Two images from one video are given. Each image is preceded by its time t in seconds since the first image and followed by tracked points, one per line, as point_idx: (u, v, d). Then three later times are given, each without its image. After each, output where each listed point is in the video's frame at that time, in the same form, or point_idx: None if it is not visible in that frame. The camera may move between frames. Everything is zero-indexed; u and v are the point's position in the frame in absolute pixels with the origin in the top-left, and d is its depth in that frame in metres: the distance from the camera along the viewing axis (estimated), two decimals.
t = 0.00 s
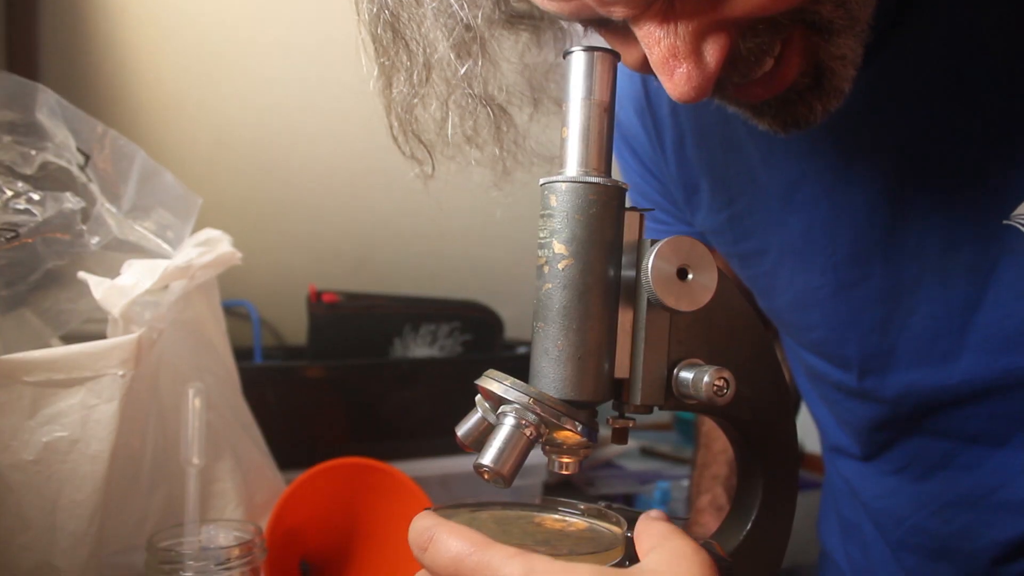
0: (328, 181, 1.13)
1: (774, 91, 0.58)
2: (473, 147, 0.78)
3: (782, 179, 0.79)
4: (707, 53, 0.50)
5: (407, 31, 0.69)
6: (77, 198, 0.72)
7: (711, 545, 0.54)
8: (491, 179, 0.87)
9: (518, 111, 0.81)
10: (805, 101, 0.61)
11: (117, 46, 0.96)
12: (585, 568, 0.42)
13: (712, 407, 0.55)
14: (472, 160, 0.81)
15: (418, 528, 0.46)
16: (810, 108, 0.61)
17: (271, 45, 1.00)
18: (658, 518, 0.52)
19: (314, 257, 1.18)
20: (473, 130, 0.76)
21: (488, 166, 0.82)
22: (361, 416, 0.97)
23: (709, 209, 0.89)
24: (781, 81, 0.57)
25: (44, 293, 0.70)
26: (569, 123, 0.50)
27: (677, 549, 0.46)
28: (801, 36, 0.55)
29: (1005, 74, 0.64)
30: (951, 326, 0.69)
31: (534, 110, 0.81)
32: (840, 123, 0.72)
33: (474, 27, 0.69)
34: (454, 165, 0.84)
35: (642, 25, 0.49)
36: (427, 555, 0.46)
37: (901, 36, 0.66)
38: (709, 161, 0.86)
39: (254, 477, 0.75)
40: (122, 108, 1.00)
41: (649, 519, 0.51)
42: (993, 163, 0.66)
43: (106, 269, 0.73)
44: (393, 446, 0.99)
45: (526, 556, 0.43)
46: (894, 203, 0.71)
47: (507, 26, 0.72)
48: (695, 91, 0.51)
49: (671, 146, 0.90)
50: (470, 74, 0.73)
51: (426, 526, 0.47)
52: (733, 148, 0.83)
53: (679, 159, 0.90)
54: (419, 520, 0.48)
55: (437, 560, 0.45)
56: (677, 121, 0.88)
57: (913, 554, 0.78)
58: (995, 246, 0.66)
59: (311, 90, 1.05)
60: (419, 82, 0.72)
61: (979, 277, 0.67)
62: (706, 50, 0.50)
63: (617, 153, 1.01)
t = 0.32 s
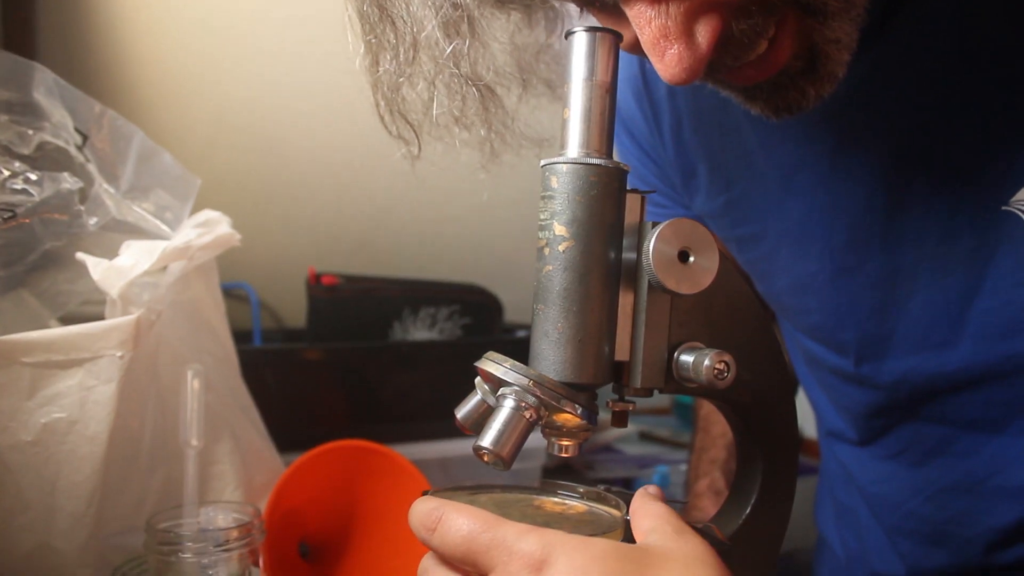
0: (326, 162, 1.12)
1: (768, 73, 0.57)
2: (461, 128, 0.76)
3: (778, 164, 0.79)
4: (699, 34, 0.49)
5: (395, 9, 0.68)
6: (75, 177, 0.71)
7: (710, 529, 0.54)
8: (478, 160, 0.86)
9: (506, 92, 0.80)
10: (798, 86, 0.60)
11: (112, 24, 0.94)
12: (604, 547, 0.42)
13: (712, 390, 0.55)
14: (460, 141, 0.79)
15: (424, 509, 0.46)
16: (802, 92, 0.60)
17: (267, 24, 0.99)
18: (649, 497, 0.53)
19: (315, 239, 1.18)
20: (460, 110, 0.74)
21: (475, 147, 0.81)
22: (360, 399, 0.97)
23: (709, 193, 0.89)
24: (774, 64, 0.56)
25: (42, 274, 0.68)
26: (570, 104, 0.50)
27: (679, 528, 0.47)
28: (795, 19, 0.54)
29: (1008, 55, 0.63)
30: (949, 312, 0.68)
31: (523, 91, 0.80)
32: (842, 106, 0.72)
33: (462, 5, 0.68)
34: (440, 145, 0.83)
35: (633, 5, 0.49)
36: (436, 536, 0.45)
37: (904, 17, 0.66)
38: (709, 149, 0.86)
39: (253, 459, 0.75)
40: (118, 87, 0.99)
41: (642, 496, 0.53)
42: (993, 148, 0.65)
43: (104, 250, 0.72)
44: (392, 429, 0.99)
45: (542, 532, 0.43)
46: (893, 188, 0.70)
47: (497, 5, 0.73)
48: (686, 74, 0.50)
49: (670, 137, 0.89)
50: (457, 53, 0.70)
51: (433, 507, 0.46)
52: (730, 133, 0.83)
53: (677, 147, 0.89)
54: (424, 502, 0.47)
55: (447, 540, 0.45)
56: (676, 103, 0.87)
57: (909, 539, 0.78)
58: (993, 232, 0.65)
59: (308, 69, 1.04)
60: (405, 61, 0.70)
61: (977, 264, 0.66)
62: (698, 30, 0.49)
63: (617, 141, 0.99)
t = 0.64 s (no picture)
0: (326, 146, 1.11)
1: (777, 60, 0.56)
2: (472, 108, 0.76)
3: (787, 149, 0.78)
4: (713, 19, 0.48)
5: None
6: (72, 160, 0.71)
7: (709, 515, 0.54)
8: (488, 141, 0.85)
9: (518, 72, 0.78)
10: (808, 75, 0.59)
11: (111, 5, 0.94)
12: (605, 535, 0.42)
13: (712, 376, 0.55)
14: (470, 121, 0.78)
15: (428, 496, 0.46)
16: (812, 80, 0.60)
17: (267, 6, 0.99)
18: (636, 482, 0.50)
19: (314, 222, 1.16)
20: (471, 91, 0.74)
21: (485, 127, 0.80)
22: (360, 383, 0.96)
23: (712, 179, 0.88)
24: (785, 51, 0.55)
25: (40, 258, 0.68)
26: (571, 88, 0.49)
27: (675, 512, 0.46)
28: (808, 7, 0.54)
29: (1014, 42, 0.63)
30: (955, 300, 0.68)
31: (535, 72, 0.77)
32: (848, 91, 0.71)
33: None
34: (450, 124, 0.82)
35: None
36: (439, 523, 0.45)
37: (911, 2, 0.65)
38: (712, 130, 0.85)
39: (252, 444, 0.75)
40: (116, 70, 0.98)
41: (629, 482, 0.50)
42: (1002, 135, 0.64)
43: (102, 234, 0.72)
44: (391, 414, 0.98)
45: (544, 519, 0.43)
46: (901, 175, 0.70)
47: None
48: (700, 59, 0.49)
49: (675, 119, 0.88)
50: (470, 34, 0.69)
51: (436, 494, 0.46)
52: (735, 119, 0.82)
53: (682, 121, 0.88)
54: (428, 489, 0.47)
55: (451, 526, 0.45)
56: (681, 88, 0.86)
57: (909, 527, 0.78)
58: (1001, 221, 0.65)
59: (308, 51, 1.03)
60: (417, 41, 0.69)
61: (985, 251, 0.66)
62: (712, 16, 0.48)
63: (619, 119, 0.99)
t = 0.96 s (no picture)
0: (322, 134, 1.11)
1: (764, 52, 0.56)
2: (460, 91, 0.73)
3: (786, 140, 0.78)
4: (696, 4, 0.48)
5: None
6: (67, 148, 0.70)
7: (704, 504, 0.54)
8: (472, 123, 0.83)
9: (505, 56, 0.76)
10: (794, 68, 0.59)
11: None
12: (594, 523, 0.42)
13: (709, 366, 0.55)
14: (456, 103, 0.76)
15: (422, 481, 0.47)
16: (798, 74, 0.60)
17: None
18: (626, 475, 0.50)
19: (310, 211, 1.14)
20: (459, 72, 0.72)
21: (472, 110, 0.78)
22: (357, 373, 0.96)
23: (712, 169, 0.88)
24: (772, 42, 0.55)
25: (35, 246, 0.67)
26: (568, 75, 0.49)
27: (666, 502, 0.46)
28: None
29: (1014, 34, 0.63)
30: (955, 292, 0.68)
31: (522, 55, 0.76)
32: (845, 82, 0.71)
33: None
34: (436, 106, 0.80)
35: None
36: (431, 509, 0.46)
37: None
38: (713, 120, 0.84)
39: (248, 433, 0.75)
40: (111, 56, 0.97)
41: (622, 473, 0.50)
42: (1001, 127, 0.64)
43: (97, 223, 0.71)
44: (388, 403, 0.98)
45: (536, 507, 0.43)
46: (901, 167, 0.69)
47: None
48: (682, 44, 0.48)
49: (675, 108, 0.88)
50: (455, 11, 0.67)
51: (429, 481, 0.47)
52: (734, 109, 0.82)
53: (682, 119, 0.88)
54: (422, 476, 0.48)
55: (442, 511, 0.45)
56: (681, 78, 0.86)
57: (908, 519, 0.78)
58: (1002, 213, 0.65)
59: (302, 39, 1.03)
60: (404, 17, 0.68)
61: (985, 244, 0.66)
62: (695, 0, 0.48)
63: (618, 109, 0.98)
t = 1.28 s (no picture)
0: (323, 127, 1.11)
1: (776, 49, 0.55)
2: (469, 93, 0.73)
3: (787, 134, 0.77)
4: (709, 4, 0.47)
5: None
6: (67, 138, 0.70)
7: (706, 498, 0.54)
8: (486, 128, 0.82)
9: (514, 56, 0.74)
10: (806, 62, 0.58)
11: None
12: (594, 517, 0.42)
13: (711, 359, 0.54)
14: (467, 105, 0.75)
15: (422, 474, 0.46)
16: (811, 69, 0.59)
17: None
18: (626, 468, 0.50)
19: (310, 203, 1.14)
20: (468, 74, 0.71)
21: (483, 112, 0.76)
22: (358, 366, 0.96)
23: (712, 162, 0.87)
24: (783, 40, 0.55)
25: (35, 237, 0.67)
26: (571, 68, 0.48)
27: (667, 495, 0.46)
28: None
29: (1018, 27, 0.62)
30: (954, 287, 0.68)
31: (532, 56, 0.74)
32: (848, 76, 0.70)
33: None
34: (446, 109, 0.79)
35: None
36: (430, 503, 0.46)
37: None
38: (715, 115, 0.84)
39: (248, 425, 0.75)
40: (113, 48, 0.97)
41: (623, 466, 0.50)
42: (1006, 124, 0.64)
43: (97, 214, 0.71)
44: (390, 396, 0.99)
45: (536, 501, 0.43)
46: (900, 162, 0.69)
47: None
48: (694, 45, 0.48)
49: (675, 103, 0.88)
50: (465, 15, 0.67)
51: (428, 474, 0.47)
52: (736, 101, 0.81)
53: (682, 112, 0.88)
54: (422, 469, 0.48)
55: (442, 505, 0.45)
56: (681, 73, 0.85)
57: (906, 514, 0.78)
58: (1002, 208, 0.64)
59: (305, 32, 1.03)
60: (413, 23, 0.67)
61: (985, 239, 0.65)
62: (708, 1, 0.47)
63: (620, 104, 0.98)
